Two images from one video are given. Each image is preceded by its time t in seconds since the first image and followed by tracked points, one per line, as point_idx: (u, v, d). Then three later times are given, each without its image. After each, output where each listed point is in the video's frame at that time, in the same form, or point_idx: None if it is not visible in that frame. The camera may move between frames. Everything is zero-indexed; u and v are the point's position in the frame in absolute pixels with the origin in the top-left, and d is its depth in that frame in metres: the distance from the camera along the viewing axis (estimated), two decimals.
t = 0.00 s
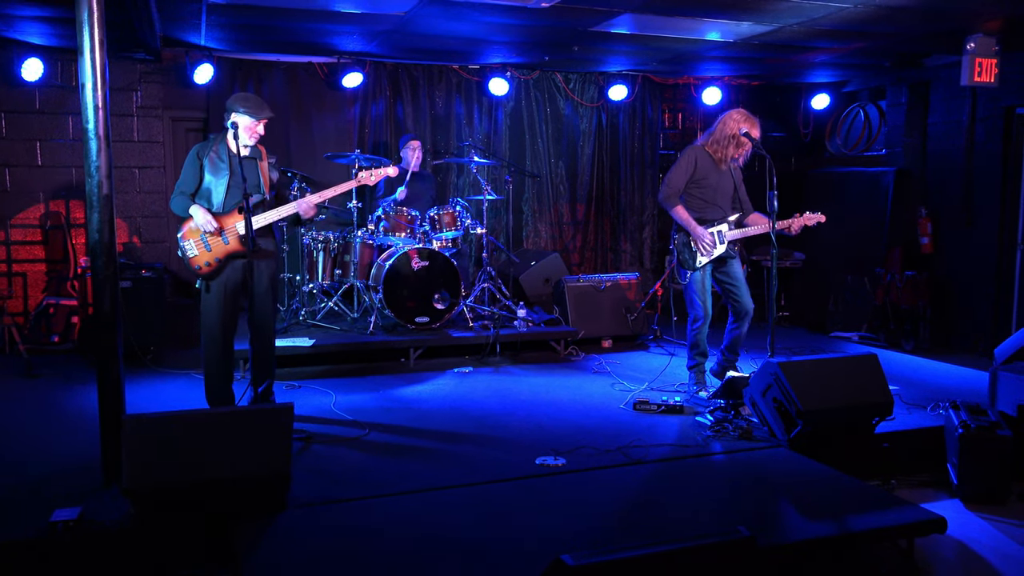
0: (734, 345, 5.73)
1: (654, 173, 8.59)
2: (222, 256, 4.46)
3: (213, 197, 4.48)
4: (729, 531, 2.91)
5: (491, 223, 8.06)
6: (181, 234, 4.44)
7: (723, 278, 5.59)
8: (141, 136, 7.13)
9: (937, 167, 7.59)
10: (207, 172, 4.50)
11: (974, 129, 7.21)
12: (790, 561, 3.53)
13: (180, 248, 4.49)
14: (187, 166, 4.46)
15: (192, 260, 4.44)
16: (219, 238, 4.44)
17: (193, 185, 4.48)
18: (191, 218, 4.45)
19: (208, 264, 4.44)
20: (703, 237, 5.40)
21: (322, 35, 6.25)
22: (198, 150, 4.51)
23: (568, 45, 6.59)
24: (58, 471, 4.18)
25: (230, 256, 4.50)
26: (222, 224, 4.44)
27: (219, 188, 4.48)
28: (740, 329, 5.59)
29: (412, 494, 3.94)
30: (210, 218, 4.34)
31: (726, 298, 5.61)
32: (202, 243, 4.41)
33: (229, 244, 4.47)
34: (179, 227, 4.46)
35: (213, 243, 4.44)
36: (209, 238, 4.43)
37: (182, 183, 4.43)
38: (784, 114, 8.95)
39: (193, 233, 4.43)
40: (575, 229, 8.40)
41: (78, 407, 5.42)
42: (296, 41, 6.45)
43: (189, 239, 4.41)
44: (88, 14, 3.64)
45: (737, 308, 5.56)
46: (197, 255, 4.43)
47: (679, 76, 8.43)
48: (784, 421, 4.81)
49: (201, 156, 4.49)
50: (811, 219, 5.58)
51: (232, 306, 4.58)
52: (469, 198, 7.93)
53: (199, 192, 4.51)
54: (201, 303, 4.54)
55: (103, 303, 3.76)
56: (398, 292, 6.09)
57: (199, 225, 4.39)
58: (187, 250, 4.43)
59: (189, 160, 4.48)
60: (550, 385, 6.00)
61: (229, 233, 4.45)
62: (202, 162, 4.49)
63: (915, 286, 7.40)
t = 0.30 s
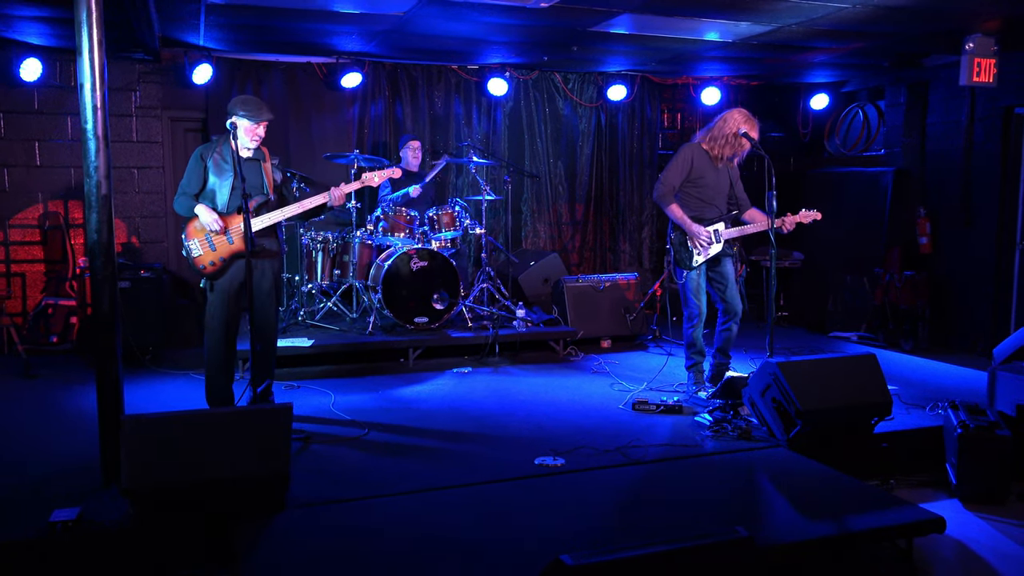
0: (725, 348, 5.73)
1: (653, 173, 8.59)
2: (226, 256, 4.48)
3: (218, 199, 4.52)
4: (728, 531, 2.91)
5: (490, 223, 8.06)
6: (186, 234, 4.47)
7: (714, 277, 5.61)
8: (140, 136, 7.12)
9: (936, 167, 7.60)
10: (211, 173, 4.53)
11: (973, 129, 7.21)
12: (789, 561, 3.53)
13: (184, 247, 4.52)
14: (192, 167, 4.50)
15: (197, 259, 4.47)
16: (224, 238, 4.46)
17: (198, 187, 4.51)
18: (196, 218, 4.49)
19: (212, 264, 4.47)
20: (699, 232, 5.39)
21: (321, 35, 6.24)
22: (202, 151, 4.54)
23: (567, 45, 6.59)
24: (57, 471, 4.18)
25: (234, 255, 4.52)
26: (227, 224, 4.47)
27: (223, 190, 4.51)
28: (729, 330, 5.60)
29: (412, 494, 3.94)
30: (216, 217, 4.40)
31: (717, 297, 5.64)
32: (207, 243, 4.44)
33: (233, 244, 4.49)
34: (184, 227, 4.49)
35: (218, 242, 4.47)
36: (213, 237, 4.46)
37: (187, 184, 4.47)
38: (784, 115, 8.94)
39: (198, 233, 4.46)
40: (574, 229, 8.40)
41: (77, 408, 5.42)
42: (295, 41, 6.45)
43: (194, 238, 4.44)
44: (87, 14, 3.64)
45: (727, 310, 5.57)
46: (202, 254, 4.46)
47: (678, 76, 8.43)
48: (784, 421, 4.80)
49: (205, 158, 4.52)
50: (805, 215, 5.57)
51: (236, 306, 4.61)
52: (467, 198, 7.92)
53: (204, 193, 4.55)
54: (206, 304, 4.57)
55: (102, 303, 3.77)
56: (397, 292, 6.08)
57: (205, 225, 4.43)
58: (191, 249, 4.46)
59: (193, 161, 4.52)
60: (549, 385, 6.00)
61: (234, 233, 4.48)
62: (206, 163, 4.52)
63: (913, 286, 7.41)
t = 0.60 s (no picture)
0: (736, 333, 5.74)
1: (651, 172, 8.59)
2: (226, 255, 4.49)
3: (218, 199, 4.54)
4: (726, 531, 2.91)
5: (488, 222, 8.06)
6: (185, 235, 4.48)
7: (719, 271, 5.60)
8: (137, 135, 7.10)
9: (933, 166, 7.60)
10: (211, 173, 4.55)
11: (971, 128, 7.22)
12: (787, 560, 3.53)
13: (184, 248, 4.53)
14: (192, 167, 4.52)
15: (196, 260, 4.47)
16: (224, 238, 4.48)
17: (197, 188, 4.53)
18: (195, 218, 4.50)
19: (211, 264, 4.47)
20: (695, 231, 5.40)
21: (319, 35, 6.24)
22: (201, 152, 4.56)
23: (565, 45, 6.58)
24: (55, 471, 4.18)
25: (233, 256, 4.52)
26: (229, 224, 4.49)
27: (223, 190, 4.53)
28: (742, 313, 5.62)
29: (409, 494, 3.95)
30: (219, 216, 4.41)
31: (728, 290, 5.62)
32: (206, 243, 4.45)
33: (232, 244, 4.50)
34: (184, 227, 4.50)
35: (217, 242, 4.48)
36: (212, 237, 4.47)
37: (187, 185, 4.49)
38: (781, 113, 8.94)
39: (197, 233, 4.47)
40: (572, 228, 8.40)
41: (74, 408, 5.41)
42: (293, 41, 6.45)
43: (193, 238, 4.45)
44: (84, 14, 3.65)
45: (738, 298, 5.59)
46: (201, 255, 4.47)
47: (676, 75, 8.43)
48: (782, 420, 4.81)
49: (204, 158, 4.55)
50: (800, 214, 5.57)
51: (240, 306, 4.61)
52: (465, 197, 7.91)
53: (203, 194, 4.57)
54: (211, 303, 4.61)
55: (99, 303, 3.76)
56: (395, 292, 6.07)
57: (206, 225, 4.45)
58: (190, 250, 4.47)
59: (192, 162, 4.54)
60: (547, 385, 5.99)
61: (233, 233, 4.49)
62: (206, 164, 4.54)
63: (911, 286, 7.40)
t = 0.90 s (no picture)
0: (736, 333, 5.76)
1: (650, 172, 8.59)
2: (226, 258, 4.51)
3: (215, 199, 4.54)
4: (724, 531, 2.92)
5: (487, 223, 8.06)
6: (185, 236, 4.48)
7: (720, 272, 5.62)
8: (137, 136, 7.10)
9: (932, 167, 7.60)
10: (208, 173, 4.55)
11: (969, 128, 7.22)
12: (785, 560, 3.54)
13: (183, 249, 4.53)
14: (188, 167, 4.51)
15: (196, 261, 4.48)
16: (224, 240, 4.50)
17: (194, 189, 4.52)
18: (194, 220, 4.50)
19: (212, 266, 4.50)
20: (695, 234, 5.41)
21: (318, 35, 6.23)
22: (197, 152, 4.55)
23: (564, 45, 6.58)
24: (54, 472, 4.17)
25: (233, 258, 4.55)
26: (228, 225, 4.51)
27: (220, 191, 4.54)
28: (743, 314, 5.62)
29: (409, 494, 3.95)
30: (217, 219, 4.40)
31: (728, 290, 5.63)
32: (207, 245, 4.46)
33: (232, 246, 4.52)
34: (183, 228, 4.49)
35: (218, 244, 4.50)
36: (212, 239, 4.49)
37: (183, 185, 4.47)
38: (781, 114, 8.94)
39: (196, 235, 4.48)
40: (571, 228, 8.40)
41: (73, 408, 5.40)
42: (292, 41, 6.44)
43: (192, 240, 4.45)
44: (83, 15, 3.65)
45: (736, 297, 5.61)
46: (201, 257, 4.48)
47: (675, 76, 8.42)
48: (781, 420, 4.84)
49: (200, 159, 4.54)
50: (804, 214, 5.59)
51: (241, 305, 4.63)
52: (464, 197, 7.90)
53: (199, 195, 4.56)
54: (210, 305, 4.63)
55: (98, 304, 3.77)
56: (395, 293, 6.06)
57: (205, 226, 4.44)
58: (190, 252, 4.48)
59: (187, 162, 4.52)
60: (544, 385, 5.97)
61: (233, 235, 4.51)
62: (203, 164, 4.54)
63: (910, 286, 7.39)
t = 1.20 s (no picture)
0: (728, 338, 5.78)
1: (649, 173, 8.58)
2: (221, 261, 4.50)
3: (210, 201, 4.54)
4: (723, 531, 2.92)
5: (485, 223, 8.06)
6: (180, 239, 4.48)
7: (715, 277, 5.67)
8: (136, 136, 7.10)
9: (931, 167, 7.60)
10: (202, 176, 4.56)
11: (968, 129, 7.22)
12: (783, 560, 3.55)
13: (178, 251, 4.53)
14: (182, 169, 4.51)
15: (192, 264, 4.48)
16: (219, 244, 4.49)
17: (187, 190, 4.51)
18: (189, 223, 4.49)
19: (207, 270, 4.49)
20: (699, 228, 5.44)
21: (317, 36, 6.22)
22: (191, 154, 4.55)
23: (562, 45, 6.58)
24: (53, 472, 4.17)
25: (229, 261, 4.54)
26: (226, 229, 4.52)
27: (216, 194, 4.54)
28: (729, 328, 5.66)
29: (407, 494, 3.95)
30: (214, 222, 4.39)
31: (720, 296, 5.67)
32: (202, 248, 4.46)
33: (228, 249, 4.51)
34: (178, 230, 4.50)
35: (213, 247, 4.48)
36: (208, 243, 4.48)
37: (175, 188, 4.46)
38: (780, 114, 8.94)
39: (193, 238, 4.47)
40: (570, 229, 8.40)
41: (72, 409, 5.40)
42: (291, 42, 6.43)
43: (188, 244, 4.45)
44: (82, 15, 3.65)
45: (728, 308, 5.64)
46: (197, 260, 4.48)
47: (674, 76, 8.41)
48: (779, 421, 4.87)
49: (194, 161, 4.55)
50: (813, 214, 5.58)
51: (240, 308, 4.64)
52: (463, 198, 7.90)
53: (192, 197, 4.55)
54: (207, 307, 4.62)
55: (97, 304, 3.77)
56: (393, 292, 6.04)
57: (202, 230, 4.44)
58: (186, 255, 4.47)
59: (181, 164, 4.52)
60: (543, 386, 5.97)
61: (229, 238, 4.51)
62: (197, 167, 4.55)
63: (909, 286, 7.40)
